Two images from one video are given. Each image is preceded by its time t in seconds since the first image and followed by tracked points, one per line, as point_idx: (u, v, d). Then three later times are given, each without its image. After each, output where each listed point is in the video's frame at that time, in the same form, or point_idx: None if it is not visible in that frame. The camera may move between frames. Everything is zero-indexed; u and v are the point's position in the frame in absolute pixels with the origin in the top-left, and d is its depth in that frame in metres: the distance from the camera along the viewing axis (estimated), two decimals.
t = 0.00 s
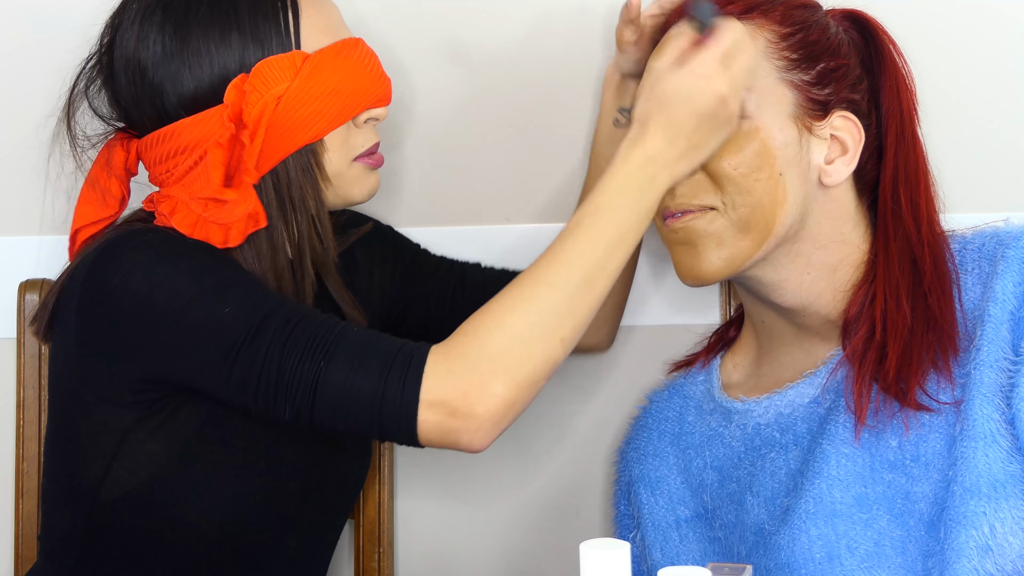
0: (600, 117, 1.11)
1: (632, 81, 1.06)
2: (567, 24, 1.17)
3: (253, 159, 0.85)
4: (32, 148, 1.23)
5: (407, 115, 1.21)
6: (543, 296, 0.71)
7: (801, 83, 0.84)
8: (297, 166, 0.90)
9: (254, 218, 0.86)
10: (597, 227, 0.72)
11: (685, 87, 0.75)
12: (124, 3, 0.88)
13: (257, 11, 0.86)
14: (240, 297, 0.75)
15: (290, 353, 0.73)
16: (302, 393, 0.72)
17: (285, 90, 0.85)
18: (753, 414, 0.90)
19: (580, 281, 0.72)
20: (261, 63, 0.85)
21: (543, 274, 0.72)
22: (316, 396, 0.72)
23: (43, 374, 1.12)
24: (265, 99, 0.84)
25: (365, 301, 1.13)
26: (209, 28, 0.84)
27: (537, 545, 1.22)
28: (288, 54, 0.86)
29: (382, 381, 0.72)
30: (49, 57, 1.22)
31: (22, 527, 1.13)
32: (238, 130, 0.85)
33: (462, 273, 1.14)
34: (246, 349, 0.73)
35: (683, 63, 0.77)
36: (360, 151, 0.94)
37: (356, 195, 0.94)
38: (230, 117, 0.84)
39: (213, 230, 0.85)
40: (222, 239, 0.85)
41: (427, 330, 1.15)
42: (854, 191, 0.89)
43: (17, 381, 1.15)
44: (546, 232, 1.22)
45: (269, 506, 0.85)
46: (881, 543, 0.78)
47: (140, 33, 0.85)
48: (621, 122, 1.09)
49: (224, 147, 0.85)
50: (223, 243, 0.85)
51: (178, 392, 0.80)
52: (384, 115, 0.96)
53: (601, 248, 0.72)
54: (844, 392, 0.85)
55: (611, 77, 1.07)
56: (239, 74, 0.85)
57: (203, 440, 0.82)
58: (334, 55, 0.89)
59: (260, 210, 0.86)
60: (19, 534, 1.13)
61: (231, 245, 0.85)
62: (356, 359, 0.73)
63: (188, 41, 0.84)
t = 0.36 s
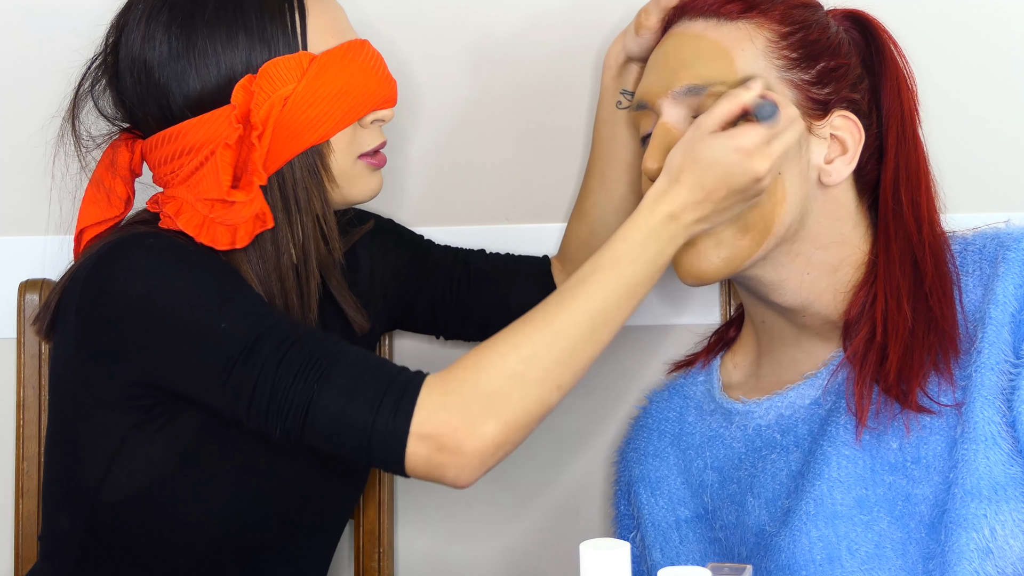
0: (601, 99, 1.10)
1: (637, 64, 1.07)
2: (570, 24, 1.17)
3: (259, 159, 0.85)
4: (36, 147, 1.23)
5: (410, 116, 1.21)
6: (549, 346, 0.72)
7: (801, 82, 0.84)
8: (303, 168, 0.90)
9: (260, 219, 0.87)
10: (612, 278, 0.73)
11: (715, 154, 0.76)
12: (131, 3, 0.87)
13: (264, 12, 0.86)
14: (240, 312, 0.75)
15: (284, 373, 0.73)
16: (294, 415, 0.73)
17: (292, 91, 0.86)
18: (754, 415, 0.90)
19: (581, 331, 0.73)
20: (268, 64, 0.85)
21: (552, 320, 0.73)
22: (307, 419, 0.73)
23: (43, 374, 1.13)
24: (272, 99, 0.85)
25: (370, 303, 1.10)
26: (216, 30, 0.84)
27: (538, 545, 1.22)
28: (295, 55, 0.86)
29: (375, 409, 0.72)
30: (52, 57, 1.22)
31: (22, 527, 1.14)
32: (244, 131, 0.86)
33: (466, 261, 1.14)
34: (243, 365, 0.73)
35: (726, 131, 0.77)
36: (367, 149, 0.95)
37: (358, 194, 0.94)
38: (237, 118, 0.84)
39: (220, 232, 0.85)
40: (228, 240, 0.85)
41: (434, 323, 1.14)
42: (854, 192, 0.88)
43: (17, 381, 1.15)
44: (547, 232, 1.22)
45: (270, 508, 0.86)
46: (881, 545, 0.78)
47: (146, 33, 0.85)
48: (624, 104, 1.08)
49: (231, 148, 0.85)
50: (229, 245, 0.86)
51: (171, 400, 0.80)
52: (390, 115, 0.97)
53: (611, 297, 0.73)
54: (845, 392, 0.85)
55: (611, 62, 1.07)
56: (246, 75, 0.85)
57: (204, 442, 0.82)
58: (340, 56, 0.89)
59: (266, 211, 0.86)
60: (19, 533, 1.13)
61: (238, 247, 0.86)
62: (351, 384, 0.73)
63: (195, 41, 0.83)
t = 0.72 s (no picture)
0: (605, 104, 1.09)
1: (641, 68, 1.05)
2: (574, 23, 1.17)
3: (265, 164, 0.84)
4: (42, 143, 1.23)
5: (413, 117, 1.21)
6: (542, 390, 0.73)
7: (804, 80, 0.84)
8: (309, 172, 0.90)
9: (266, 222, 0.87)
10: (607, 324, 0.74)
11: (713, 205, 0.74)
12: (139, 2, 0.87)
13: (273, 13, 0.85)
14: (241, 329, 0.76)
15: (281, 398, 0.74)
16: (287, 439, 0.73)
17: (300, 95, 0.86)
18: (755, 416, 0.90)
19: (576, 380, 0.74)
20: (276, 68, 0.85)
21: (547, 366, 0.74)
22: (299, 447, 0.73)
23: (43, 374, 1.14)
24: (280, 104, 0.84)
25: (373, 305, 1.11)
26: (224, 31, 0.84)
27: (539, 545, 1.22)
28: (304, 59, 0.86)
29: (369, 442, 0.73)
30: (55, 56, 1.22)
31: (22, 526, 1.15)
32: (251, 135, 0.85)
33: (469, 265, 1.14)
34: (240, 387, 0.74)
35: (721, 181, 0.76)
36: (373, 157, 0.94)
37: (367, 202, 0.94)
38: (244, 122, 0.84)
39: (224, 235, 0.85)
40: (233, 243, 0.86)
41: (438, 326, 1.14)
42: (857, 190, 0.88)
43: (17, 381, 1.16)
44: (548, 232, 1.22)
45: (269, 509, 0.86)
46: (883, 546, 0.78)
47: (155, 33, 0.85)
48: (627, 110, 1.08)
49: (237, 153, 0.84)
50: (234, 247, 0.86)
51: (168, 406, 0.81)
52: (397, 120, 0.96)
53: (601, 345, 0.74)
54: (848, 393, 0.85)
55: (616, 66, 1.06)
56: (255, 79, 0.85)
57: (205, 444, 0.82)
58: (349, 61, 0.89)
59: (271, 214, 0.87)
60: (19, 533, 1.14)
61: (242, 250, 0.86)
62: (346, 412, 0.74)
63: (203, 43, 0.83)
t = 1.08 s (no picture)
0: (609, 106, 1.09)
1: (644, 68, 1.05)
2: (576, 24, 1.17)
3: (268, 163, 0.85)
4: (43, 144, 1.23)
5: (415, 118, 1.21)
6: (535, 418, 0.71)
7: (808, 77, 0.84)
8: (311, 172, 0.90)
9: (268, 222, 0.87)
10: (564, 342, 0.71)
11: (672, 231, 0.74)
12: (143, 2, 0.87)
13: (277, 14, 0.86)
14: (239, 339, 0.75)
15: (274, 414, 0.72)
16: (279, 455, 0.72)
17: (303, 95, 0.86)
18: (755, 415, 0.90)
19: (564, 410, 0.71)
20: (280, 67, 0.85)
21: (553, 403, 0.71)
22: (291, 464, 0.72)
23: (43, 375, 1.14)
24: (283, 103, 0.85)
25: (376, 308, 1.11)
26: (228, 31, 0.84)
27: (539, 545, 1.22)
28: (308, 59, 0.87)
29: (361, 462, 0.72)
30: (57, 56, 1.22)
31: (22, 527, 1.15)
32: (254, 134, 0.85)
33: (472, 268, 1.13)
34: (235, 400, 0.73)
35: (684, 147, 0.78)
36: (373, 156, 0.95)
37: (363, 203, 0.95)
38: (248, 121, 0.84)
39: (227, 235, 0.86)
40: (235, 244, 0.86)
41: (438, 327, 1.15)
42: (859, 188, 0.89)
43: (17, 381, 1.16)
44: (548, 232, 1.23)
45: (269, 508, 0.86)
46: (882, 545, 0.78)
47: (159, 33, 0.85)
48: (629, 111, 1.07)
49: (241, 151, 0.84)
50: (236, 247, 0.86)
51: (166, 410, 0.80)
52: (401, 122, 0.97)
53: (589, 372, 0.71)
54: (846, 392, 0.85)
55: (621, 67, 1.07)
56: (258, 78, 0.85)
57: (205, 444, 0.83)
58: (353, 62, 0.90)
59: (274, 215, 0.87)
60: (19, 533, 1.14)
61: (244, 250, 0.86)
62: (340, 430, 0.73)
63: (207, 42, 0.83)
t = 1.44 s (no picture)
0: (609, 106, 1.09)
1: (644, 68, 1.06)
2: (576, 24, 1.17)
3: (268, 163, 0.85)
4: (43, 142, 1.23)
5: (416, 119, 1.21)
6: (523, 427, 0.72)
7: (808, 77, 0.84)
8: (311, 172, 0.90)
9: (267, 222, 0.87)
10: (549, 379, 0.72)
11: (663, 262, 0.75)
12: (143, 1, 0.87)
13: (277, 14, 0.85)
14: (228, 349, 0.74)
15: (256, 427, 0.72)
16: (254, 470, 0.71)
17: (303, 95, 0.86)
18: (754, 414, 0.90)
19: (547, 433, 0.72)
20: (280, 67, 0.85)
21: (547, 418, 0.72)
22: (267, 478, 0.71)
23: (43, 375, 1.14)
24: (283, 103, 0.84)
25: (376, 310, 1.11)
26: (228, 31, 0.83)
27: (539, 545, 1.22)
28: (308, 59, 0.86)
29: (336, 480, 0.71)
30: (57, 55, 1.22)
31: (22, 527, 1.15)
32: (254, 133, 0.85)
33: (471, 269, 1.13)
34: (218, 410, 0.72)
35: (672, 188, 0.76)
36: (373, 156, 0.95)
37: (361, 204, 0.94)
38: (248, 121, 0.84)
39: (226, 234, 0.85)
40: (235, 243, 0.86)
41: (437, 328, 1.14)
42: (859, 187, 0.89)
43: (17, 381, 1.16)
44: (548, 232, 1.22)
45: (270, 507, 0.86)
46: (882, 543, 0.78)
47: (159, 32, 0.85)
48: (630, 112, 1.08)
49: (241, 151, 0.84)
50: (235, 247, 0.86)
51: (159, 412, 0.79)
52: (400, 122, 0.97)
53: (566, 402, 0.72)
54: (845, 391, 0.85)
55: (621, 67, 1.07)
56: (258, 78, 0.85)
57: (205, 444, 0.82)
58: (353, 62, 0.89)
59: (273, 215, 0.86)
60: (19, 534, 1.14)
61: (244, 249, 0.86)
62: (320, 446, 0.72)
63: (207, 42, 0.83)
